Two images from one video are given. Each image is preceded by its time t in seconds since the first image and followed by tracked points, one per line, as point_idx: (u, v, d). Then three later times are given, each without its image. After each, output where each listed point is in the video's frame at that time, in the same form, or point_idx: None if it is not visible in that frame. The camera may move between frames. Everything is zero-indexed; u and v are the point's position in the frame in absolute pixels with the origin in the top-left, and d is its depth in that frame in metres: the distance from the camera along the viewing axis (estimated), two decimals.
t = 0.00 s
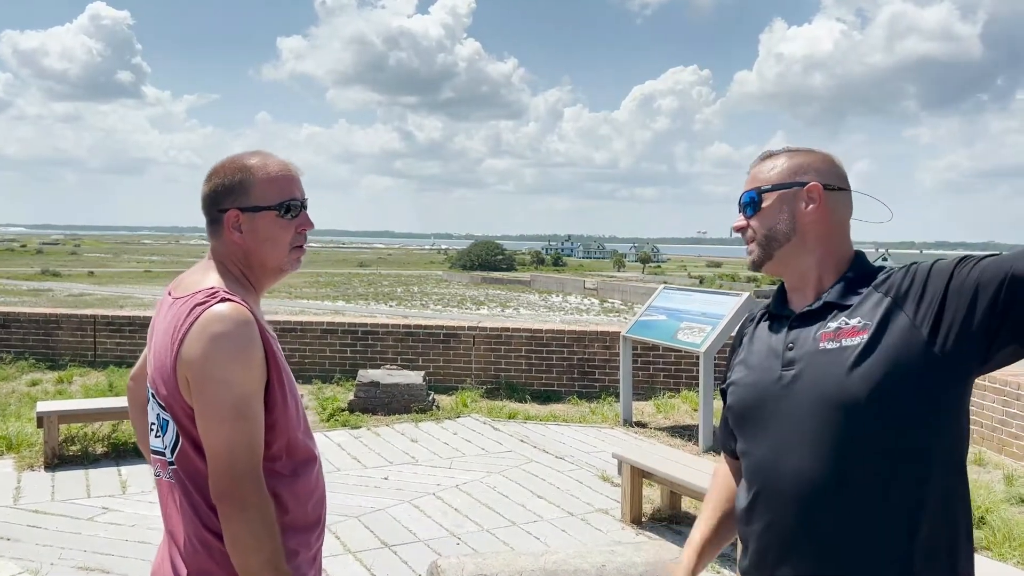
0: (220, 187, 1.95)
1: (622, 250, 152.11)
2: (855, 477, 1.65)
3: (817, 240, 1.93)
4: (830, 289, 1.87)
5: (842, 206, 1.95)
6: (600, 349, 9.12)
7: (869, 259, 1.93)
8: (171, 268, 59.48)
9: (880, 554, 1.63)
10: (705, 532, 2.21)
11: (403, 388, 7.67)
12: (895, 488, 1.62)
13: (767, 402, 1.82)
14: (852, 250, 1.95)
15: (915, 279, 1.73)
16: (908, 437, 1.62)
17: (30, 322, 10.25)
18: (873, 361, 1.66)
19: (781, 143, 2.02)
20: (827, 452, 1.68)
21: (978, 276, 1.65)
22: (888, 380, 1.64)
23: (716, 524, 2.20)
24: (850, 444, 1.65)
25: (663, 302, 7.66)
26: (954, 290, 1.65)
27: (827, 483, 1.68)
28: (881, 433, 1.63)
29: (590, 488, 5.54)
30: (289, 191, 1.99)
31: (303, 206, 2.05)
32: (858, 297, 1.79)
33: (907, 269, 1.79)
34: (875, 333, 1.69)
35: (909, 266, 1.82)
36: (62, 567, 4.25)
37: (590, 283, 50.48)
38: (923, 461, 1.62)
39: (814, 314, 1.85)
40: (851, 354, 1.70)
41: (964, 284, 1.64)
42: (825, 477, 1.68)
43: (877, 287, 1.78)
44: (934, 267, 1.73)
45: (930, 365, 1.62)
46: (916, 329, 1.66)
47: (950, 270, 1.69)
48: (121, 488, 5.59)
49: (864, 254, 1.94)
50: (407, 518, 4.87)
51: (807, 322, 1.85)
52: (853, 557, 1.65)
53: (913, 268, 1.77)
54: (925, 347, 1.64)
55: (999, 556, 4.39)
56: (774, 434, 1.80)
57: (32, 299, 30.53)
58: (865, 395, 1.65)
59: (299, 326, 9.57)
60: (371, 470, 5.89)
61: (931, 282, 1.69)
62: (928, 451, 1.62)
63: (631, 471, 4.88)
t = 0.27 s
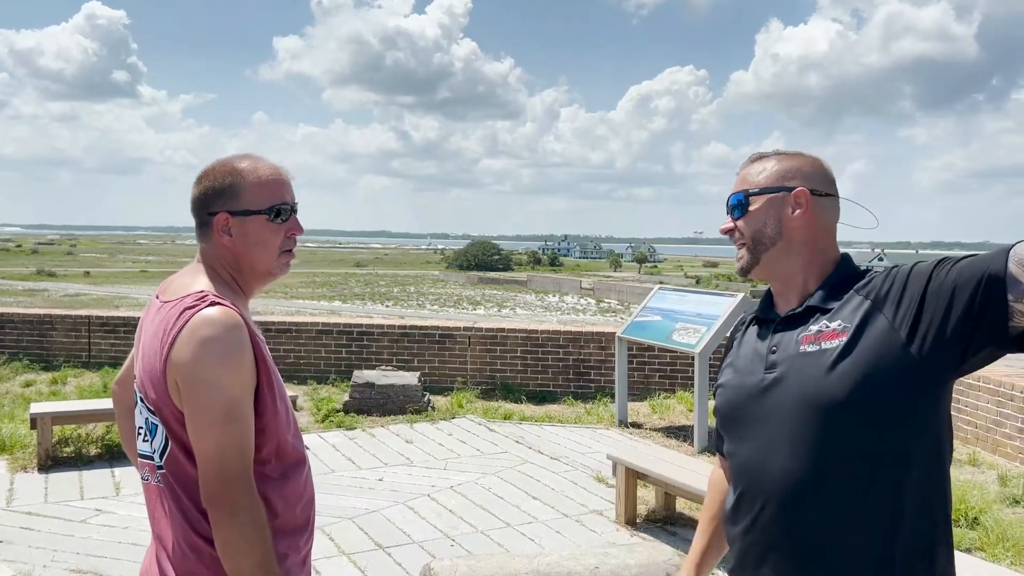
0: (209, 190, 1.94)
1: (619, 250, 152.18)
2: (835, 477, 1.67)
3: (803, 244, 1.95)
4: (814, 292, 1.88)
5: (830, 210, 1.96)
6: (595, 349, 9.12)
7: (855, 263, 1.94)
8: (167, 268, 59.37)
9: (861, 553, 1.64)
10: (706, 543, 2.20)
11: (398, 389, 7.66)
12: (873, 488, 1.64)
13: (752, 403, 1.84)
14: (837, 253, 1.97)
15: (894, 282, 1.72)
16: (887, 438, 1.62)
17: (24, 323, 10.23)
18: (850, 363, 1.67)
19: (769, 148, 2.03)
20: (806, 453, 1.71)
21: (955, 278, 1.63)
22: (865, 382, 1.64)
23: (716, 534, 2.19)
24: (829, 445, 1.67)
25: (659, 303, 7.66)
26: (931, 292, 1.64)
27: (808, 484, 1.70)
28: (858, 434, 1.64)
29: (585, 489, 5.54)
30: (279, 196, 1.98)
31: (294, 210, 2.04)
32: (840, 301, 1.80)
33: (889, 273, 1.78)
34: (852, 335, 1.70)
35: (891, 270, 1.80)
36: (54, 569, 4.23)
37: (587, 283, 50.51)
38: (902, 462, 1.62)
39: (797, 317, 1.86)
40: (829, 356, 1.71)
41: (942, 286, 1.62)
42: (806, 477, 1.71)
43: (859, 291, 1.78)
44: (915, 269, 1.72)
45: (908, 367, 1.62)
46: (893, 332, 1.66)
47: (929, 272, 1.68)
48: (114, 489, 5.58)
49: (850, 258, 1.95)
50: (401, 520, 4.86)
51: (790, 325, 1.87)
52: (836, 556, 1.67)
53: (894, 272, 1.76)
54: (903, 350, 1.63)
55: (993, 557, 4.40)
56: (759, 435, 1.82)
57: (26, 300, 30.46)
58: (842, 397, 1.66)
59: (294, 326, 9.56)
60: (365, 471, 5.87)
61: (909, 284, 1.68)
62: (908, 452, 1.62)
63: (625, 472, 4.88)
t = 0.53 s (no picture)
0: (192, 191, 1.93)
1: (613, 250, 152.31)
2: (810, 476, 1.68)
3: (783, 246, 1.96)
4: (793, 292, 1.89)
5: (809, 211, 1.96)
6: (588, 349, 9.12)
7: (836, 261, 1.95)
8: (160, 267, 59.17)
9: (837, 552, 1.66)
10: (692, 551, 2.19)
11: (390, 389, 7.65)
12: (848, 488, 1.64)
13: (731, 403, 1.86)
14: (820, 252, 1.97)
15: (867, 282, 1.71)
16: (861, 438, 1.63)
17: (14, 323, 10.19)
18: (822, 364, 1.68)
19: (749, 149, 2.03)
20: (781, 452, 1.72)
21: (924, 277, 1.61)
22: (836, 382, 1.65)
23: (701, 540, 2.18)
24: (805, 445, 1.68)
25: (651, 303, 7.66)
26: (900, 292, 1.62)
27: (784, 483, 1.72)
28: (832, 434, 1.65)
29: (576, 489, 5.54)
30: (263, 196, 1.97)
31: (278, 211, 2.03)
32: (816, 301, 1.80)
33: (863, 272, 1.77)
34: (825, 336, 1.70)
35: (866, 270, 1.79)
36: (42, 571, 4.21)
37: (581, 283, 50.54)
38: (877, 462, 1.63)
39: (774, 317, 1.87)
40: (804, 357, 1.71)
41: (912, 286, 1.61)
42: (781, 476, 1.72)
43: (833, 291, 1.78)
44: (887, 268, 1.70)
45: (880, 368, 1.61)
46: (864, 332, 1.65)
47: (899, 271, 1.66)
48: (103, 490, 5.56)
49: (831, 258, 1.95)
50: (391, 520, 4.86)
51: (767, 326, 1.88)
52: (813, 555, 1.68)
53: (868, 271, 1.75)
54: (875, 350, 1.63)
55: (981, 557, 4.41)
56: (738, 434, 1.84)
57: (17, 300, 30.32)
58: (815, 397, 1.66)
59: (286, 326, 9.54)
60: (356, 472, 5.86)
61: (880, 284, 1.67)
62: (884, 452, 1.62)
63: (616, 472, 4.88)
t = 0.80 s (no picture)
0: (159, 187, 1.91)
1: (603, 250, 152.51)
2: (785, 474, 1.68)
3: (760, 245, 1.96)
4: (767, 291, 1.89)
5: (789, 211, 1.97)
6: (576, 349, 9.13)
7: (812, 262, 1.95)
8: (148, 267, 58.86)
9: (812, 551, 1.66)
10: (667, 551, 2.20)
11: (378, 389, 7.63)
12: (823, 485, 1.65)
13: (709, 404, 1.86)
14: (796, 253, 1.98)
15: (840, 280, 1.71)
16: (835, 436, 1.63)
17: None
18: (797, 363, 1.68)
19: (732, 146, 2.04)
20: (756, 450, 1.73)
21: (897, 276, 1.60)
22: (811, 380, 1.65)
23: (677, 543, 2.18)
24: (781, 443, 1.68)
25: (639, 302, 7.67)
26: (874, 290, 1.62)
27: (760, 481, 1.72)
28: (807, 432, 1.65)
29: (564, 488, 5.54)
30: (229, 177, 1.97)
31: (247, 190, 2.03)
32: (791, 299, 1.80)
33: (836, 270, 1.77)
34: (800, 334, 1.70)
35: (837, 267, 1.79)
36: (25, 572, 4.18)
37: (572, 283, 50.57)
38: (853, 460, 1.63)
39: (750, 315, 1.88)
40: (779, 355, 1.71)
41: (884, 284, 1.61)
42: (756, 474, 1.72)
43: (809, 289, 1.78)
44: (858, 267, 1.71)
45: (854, 367, 1.62)
46: (839, 331, 1.65)
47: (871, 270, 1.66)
48: (88, 491, 5.52)
49: (810, 259, 1.96)
50: (379, 520, 4.84)
51: (743, 325, 1.88)
52: (789, 554, 1.69)
53: (843, 269, 1.75)
54: (849, 349, 1.63)
55: (966, 555, 4.43)
56: (714, 434, 1.84)
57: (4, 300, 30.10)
58: (789, 396, 1.67)
59: (274, 326, 9.50)
60: (344, 472, 5.84)
61: (853, 283, 1.67)
62: (861, 450, 1.63)
63: (604, 471, 4.88)
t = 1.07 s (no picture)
0: (160, 186, 1.90)
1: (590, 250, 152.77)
2: (759, 473, 1.69)
3: (741, 246, 1.97)
4: (747, 292, 1.90)
5: (770, 211, 1.98)
6: (562, 348, 9.14)
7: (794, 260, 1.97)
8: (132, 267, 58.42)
9: (785, 551, 1.67)
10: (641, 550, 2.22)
11: (363, 389, 7.61)
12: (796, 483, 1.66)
13: (688, 402, 1.87)
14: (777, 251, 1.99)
15: (820, 282, 1.72)
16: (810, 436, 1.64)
17: None
18: (773, 362, 1.69)
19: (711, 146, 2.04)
20: (731, 448, 1.74)
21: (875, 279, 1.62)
22: (786, 380, 1.66)
23: (654, 538, 2.20)
24: (755, 440, 1.69)
25: (624, 302, 7.69)
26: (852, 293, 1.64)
27: (734, 480, 1.73)
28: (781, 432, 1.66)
29: (548, 488, 5.54)
30: (231, 189, 1.96)
31: (247, 204, 2.01)
32: (770, 300, 1.81)
33: (816, 273, 1.78)
34: (778, 334, 1.71)
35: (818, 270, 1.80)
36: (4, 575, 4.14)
37: (559, 282, 50.62)
38: (827, 460, 1.64)
39: (729, 314, 1.88)
40: (757, 353, 1.73)
41: (864, 286, 1.62)
42: (731, 472, 1.74)
43: (788, 290, 1.79)
44: (838, 269, 1.72)
45: (831, 367, 1.63)
46: (816, 332, 1.66)
47: (850, 272, 1.67)
48: (69, 493, 5.47)
49: (790, 258, 1.97)
50: (362, 521, 4.83)
51: (723, 323, 1.89)
52: (762, 552, 1.70)
53: (822, 272, 1.76)
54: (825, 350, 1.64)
55: (946, 552, 4.47)
56: (692, 433, 1.85)
57: None
58: (765, 395, 1.68)
59: (258, 326, 9.46)
60: (328, 472, 5.82)
61: (831, 286, 1.68)
62: (836, 449, 1.64)
63: (588, 471, 4.89)
